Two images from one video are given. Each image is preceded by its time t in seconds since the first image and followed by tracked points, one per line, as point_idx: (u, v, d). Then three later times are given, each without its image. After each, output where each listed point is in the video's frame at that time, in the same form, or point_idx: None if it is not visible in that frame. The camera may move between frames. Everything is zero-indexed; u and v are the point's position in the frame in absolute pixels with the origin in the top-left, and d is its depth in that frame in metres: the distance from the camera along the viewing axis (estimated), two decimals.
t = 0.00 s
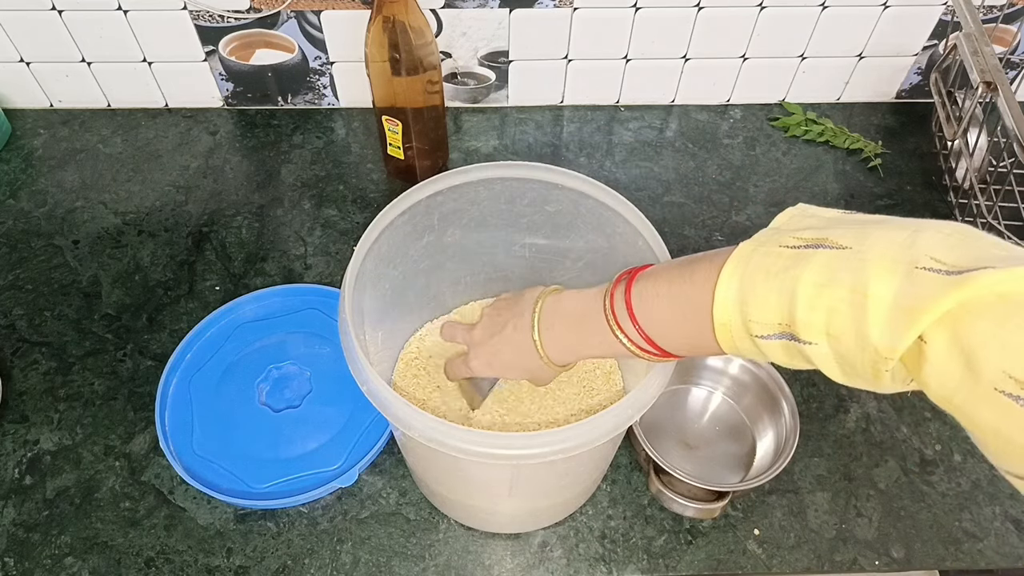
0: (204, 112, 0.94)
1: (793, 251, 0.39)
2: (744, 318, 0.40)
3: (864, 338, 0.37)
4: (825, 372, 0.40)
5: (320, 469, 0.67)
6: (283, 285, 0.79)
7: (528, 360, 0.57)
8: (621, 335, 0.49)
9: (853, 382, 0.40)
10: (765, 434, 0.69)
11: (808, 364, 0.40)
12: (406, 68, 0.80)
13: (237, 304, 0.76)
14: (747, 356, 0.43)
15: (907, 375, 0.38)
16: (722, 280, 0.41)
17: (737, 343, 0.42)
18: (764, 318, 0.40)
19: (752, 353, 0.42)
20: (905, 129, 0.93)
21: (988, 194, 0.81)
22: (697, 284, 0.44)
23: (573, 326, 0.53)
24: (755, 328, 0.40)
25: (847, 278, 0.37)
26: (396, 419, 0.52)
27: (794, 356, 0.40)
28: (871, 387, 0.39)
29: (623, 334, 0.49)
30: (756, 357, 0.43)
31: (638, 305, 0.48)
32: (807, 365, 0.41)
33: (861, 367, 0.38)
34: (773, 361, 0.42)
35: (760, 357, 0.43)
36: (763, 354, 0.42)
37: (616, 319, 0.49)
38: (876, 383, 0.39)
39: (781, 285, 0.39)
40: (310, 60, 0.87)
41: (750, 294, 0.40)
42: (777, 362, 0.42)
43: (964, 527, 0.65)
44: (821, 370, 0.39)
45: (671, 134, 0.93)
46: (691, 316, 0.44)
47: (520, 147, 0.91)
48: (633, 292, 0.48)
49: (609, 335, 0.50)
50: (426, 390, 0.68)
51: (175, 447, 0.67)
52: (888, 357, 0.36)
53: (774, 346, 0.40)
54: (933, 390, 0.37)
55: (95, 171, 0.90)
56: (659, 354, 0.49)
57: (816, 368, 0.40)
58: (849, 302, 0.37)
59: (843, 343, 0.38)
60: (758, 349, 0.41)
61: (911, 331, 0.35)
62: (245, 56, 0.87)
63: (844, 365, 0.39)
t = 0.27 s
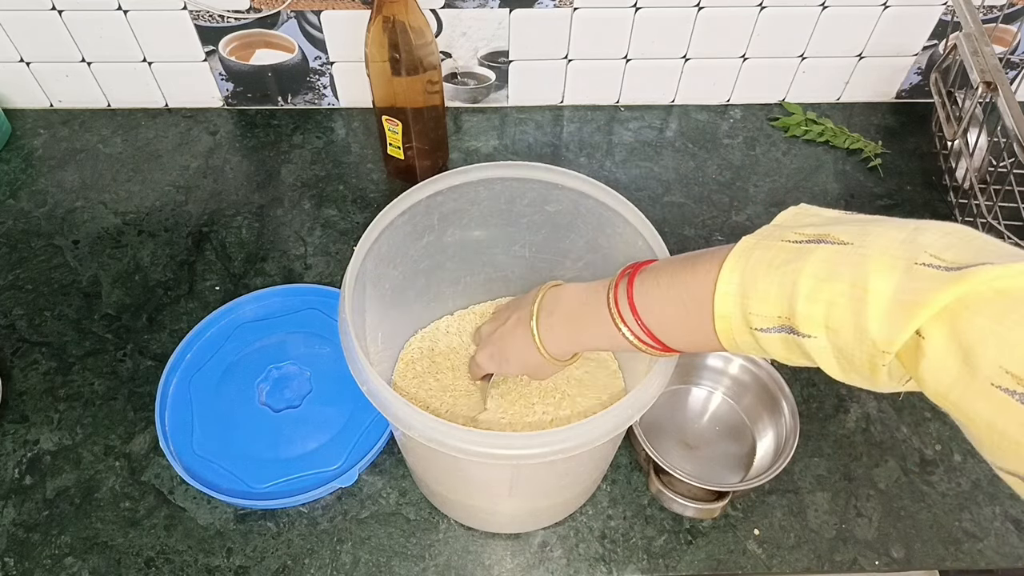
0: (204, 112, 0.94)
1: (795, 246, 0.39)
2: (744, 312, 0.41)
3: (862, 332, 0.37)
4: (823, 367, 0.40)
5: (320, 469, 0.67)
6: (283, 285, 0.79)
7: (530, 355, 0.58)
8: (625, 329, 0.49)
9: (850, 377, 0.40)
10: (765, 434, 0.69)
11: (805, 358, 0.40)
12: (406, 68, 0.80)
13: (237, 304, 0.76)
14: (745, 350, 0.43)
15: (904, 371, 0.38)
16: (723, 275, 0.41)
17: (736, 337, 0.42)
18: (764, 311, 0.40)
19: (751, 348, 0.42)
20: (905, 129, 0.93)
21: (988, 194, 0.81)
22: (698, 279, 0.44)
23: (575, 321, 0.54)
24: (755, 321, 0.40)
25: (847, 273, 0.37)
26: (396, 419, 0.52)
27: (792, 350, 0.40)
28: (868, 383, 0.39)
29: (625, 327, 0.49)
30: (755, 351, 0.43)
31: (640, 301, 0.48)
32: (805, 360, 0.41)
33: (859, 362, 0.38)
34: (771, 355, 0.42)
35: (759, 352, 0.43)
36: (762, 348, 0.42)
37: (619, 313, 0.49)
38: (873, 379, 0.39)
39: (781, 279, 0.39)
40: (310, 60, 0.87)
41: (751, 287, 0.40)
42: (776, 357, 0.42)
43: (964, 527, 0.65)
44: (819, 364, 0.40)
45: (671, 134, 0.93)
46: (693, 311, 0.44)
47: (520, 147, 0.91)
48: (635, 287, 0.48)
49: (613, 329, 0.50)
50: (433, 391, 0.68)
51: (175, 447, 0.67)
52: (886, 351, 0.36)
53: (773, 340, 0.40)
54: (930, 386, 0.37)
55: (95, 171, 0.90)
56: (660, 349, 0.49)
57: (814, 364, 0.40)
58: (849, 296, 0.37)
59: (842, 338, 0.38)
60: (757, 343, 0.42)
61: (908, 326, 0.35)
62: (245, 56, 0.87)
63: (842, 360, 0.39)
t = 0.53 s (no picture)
0: (204, 112, 0.94)
1: (797, 245, 0.39)
2: (744, 310, 0.41)
3: (862, 330, 0.37)
4: (823, 366, 0.40)
5: (320, 469, 0.67)
6: (283, 285, 0.79)
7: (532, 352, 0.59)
8: (628, 323, 0.49)
9: (850, 377, 0.40)
10: (765, 434, 0.69)
11: (805, 357, 0.40)
12: (406, 68, 0.80)
13: (237, 304, 0.76)
14: (745, 349, 0.43)
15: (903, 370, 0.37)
16: (724, 275, 0.41)
17: (736, 337, 0.42)
18: (765, 310, 0.40)
19: (751, 347, 0.42)
20: (905, 129, 0.93)
21: (988, 194, 0.81)
22: (699, 279, 0.44)
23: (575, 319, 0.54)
24: (755, 320, 0.40)
25: (848, 272, 0.37)
26: (396, 419, 0.52)
27: (792, 349, 0.40)
28: (868, 382, 0.39)
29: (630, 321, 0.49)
30: (755, 350, 0.43)
31: (641, 300, 0.48)
32: (804, 359, 0.41)
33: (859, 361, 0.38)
34: (771, 355, 0.42)
35: (758, 351, 0.43)
36: (762, 347, 0.42)
37: (623, 308, 0.49)
38: (873, 378, 0.39)
39: (782, 278, 0.39)
40: (310, 60, 0.87)
41: (752, 285, 0.40)
42: (777, 356, 0.42)
43: (964, 527, 0.65)
44: (819, 363, 0.40)
45: (671, 134, 0.93)
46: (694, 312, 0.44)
47: (520, 147, 0.91)
48: (637, 286, 0.48)
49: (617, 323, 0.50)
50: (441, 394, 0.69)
51: (175, 447, 0.67)
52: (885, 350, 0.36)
53: (774, 339, 0.40)
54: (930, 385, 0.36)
55: (95, 171, 0.90)
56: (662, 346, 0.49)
57: (814, 363, 0.40)
58: (849, 295, 0.37)
59: (842, 337, 0.38)
60: (758, 342, 0.42)
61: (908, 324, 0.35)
62: (245, 56, 0.87)
63: (841, 359, 0.39)
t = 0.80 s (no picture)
0: (204, 112, 0.94)
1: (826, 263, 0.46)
2: (771, 302, 0.45)
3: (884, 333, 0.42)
4: (834, 371, 0.44)
5: (320, 469, 0.67)
6: (283, 285, 0.79)
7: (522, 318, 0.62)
8: (646, 300, 0.53)
9: (854, 390, 0.44)
10: (766, 434, 0.69)
11: (817, 364, 0.45)
12: (406, 68, 0.80)
13: (237, 304, 0.76)
14: (756, 348, 0.47)
15: (909, 386, 0.42)
16: (751, 274, 0.47)
17: (753, 325, 0.47)
18: (790, 304, 0.45)
19: (764, 344, 0.47)
20: (906, 129, 0.93)
21: (988, 194, 0.81)
22: (728, 276, 0.50)
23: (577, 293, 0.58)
24: (778, 310, 0.45)
25: (876, 284, 0.43)
26: (396, 419, 0.52)
27: (807, 352, 0.45)
28: (871, 397, 0.44)
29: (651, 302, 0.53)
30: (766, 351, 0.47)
31: (666, 285, 0.53)
32: (813, 367, 0.45)
33: (872, 366, 0.43)
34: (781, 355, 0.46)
35: (769, 352, 0.47)
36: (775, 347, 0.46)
37: (644, 288, 0.53)
38: (877, 391, 0.43)
39: (817, 281, 0.44)
40: (310, 60, 0.87)
41: (784, 283, 0.45)
42: (786, 360, 0.46)
43: (964, 527, 0.65)
44: (831, 367, 0.44)
45: (671, 134, 0.93)
46: (716, 300, 0.49)
47: (520, 147, 0.91)
48: (661, 273, 0.53)
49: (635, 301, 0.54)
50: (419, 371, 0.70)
51: (176, 447, 0.67)
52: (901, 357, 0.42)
53: (792, 333, 0.45)
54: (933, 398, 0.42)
55: (95, 171, 0.90)
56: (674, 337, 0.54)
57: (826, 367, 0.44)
58: (876, 301, 0.42)
59: (862, 340, 0.43)
60: (774, 340, 0.46)
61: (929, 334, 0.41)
62: (245, 56, 0.87)
63: (854, 363, 0.43)
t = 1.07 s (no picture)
0: (204, 112, 0.94)
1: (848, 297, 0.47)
2: (802, 306, 0.46)
3: (907, 354, 0.43)
4: (849, 385, 0.44)
5: (320, 469, 0.67)
6: (283, 285, 0.79)
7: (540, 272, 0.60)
8: (673, 282, 0.52)
9: (859, 413, 0.44)
10: (766, 434, 0.69)
11: (830, 380, 0.45)
12: (406, 68, 0.80)
13: (237, 304, 0.76)
14: (768, 356, 0.47)
15: (914, 415, 0.43)
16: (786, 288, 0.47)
17: (775, 324, 0.47)
18: (822, 310, 0.45)
19: (779, 350, 0.46)
20: (906, 128, 0.93)
21: (988, 194, 0.81)
22: (761, 280, 0.50)
23: (603, 259, 0.57)
24: (807, 314, 0.46)
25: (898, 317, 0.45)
26: (396, 419, 0.53)
27: (823, 364, 0.45)
28: (876, 421, 0.44)
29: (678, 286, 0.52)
30: (778, 358, 0.46)
31: (697, 273, 0.52)
32: (824, 384, 0.45)
33: (888, 386, 0.43)
34: (797, 362, 0.45)
35: (780, 360, 0.46)
36: (791, 354, 0.46)
37: (676, 268, 0.52)
38: (884, 415, 0.44)
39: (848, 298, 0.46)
40: (310, 60, 0.87)
41: (817, 293, 0.46)
42: (798, 370, 0.46)
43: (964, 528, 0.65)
44: (846, 380, 0.44)
45: (671, 134, 0.93)
46: (742, 297, 0.49)
47: (520, 147, 0.91)
48: (696, 260, 0.52)
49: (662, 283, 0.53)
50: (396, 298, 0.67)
51: (176, 447, 0.67)
52: (917, 380, 0.43)
53: (817, 338, 0.45)
54: (937, 429, 0.42)
55: (95, 171, 0.90)
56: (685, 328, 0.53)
57: (839, 381, 0.44)
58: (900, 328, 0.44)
59: (884, 357, 0.44)
60: (793, 346, 0.46)
61: (946, 365, 0.42)
62: (245, 56, 0.87)
63: (870, 380, 0.43)
